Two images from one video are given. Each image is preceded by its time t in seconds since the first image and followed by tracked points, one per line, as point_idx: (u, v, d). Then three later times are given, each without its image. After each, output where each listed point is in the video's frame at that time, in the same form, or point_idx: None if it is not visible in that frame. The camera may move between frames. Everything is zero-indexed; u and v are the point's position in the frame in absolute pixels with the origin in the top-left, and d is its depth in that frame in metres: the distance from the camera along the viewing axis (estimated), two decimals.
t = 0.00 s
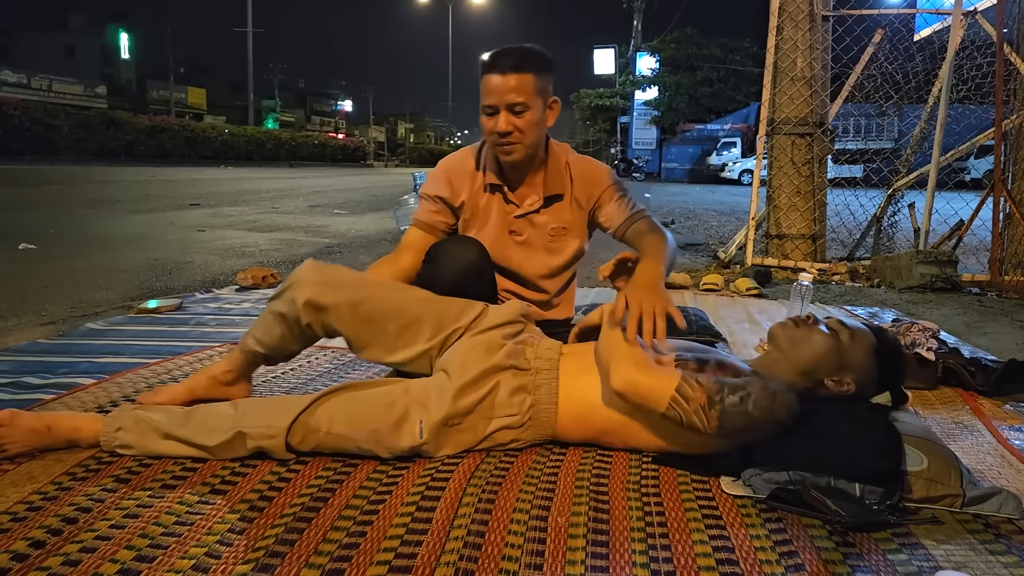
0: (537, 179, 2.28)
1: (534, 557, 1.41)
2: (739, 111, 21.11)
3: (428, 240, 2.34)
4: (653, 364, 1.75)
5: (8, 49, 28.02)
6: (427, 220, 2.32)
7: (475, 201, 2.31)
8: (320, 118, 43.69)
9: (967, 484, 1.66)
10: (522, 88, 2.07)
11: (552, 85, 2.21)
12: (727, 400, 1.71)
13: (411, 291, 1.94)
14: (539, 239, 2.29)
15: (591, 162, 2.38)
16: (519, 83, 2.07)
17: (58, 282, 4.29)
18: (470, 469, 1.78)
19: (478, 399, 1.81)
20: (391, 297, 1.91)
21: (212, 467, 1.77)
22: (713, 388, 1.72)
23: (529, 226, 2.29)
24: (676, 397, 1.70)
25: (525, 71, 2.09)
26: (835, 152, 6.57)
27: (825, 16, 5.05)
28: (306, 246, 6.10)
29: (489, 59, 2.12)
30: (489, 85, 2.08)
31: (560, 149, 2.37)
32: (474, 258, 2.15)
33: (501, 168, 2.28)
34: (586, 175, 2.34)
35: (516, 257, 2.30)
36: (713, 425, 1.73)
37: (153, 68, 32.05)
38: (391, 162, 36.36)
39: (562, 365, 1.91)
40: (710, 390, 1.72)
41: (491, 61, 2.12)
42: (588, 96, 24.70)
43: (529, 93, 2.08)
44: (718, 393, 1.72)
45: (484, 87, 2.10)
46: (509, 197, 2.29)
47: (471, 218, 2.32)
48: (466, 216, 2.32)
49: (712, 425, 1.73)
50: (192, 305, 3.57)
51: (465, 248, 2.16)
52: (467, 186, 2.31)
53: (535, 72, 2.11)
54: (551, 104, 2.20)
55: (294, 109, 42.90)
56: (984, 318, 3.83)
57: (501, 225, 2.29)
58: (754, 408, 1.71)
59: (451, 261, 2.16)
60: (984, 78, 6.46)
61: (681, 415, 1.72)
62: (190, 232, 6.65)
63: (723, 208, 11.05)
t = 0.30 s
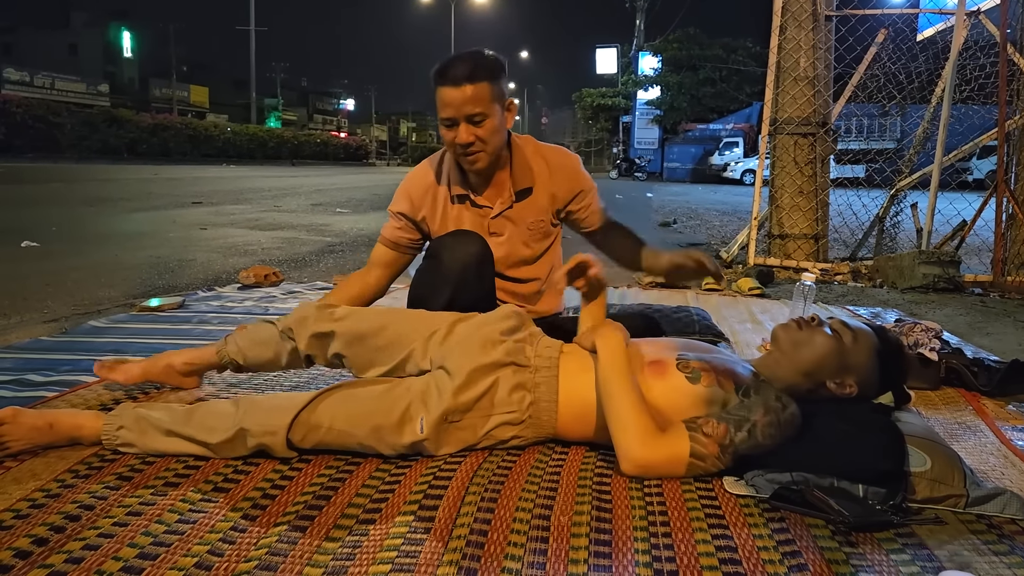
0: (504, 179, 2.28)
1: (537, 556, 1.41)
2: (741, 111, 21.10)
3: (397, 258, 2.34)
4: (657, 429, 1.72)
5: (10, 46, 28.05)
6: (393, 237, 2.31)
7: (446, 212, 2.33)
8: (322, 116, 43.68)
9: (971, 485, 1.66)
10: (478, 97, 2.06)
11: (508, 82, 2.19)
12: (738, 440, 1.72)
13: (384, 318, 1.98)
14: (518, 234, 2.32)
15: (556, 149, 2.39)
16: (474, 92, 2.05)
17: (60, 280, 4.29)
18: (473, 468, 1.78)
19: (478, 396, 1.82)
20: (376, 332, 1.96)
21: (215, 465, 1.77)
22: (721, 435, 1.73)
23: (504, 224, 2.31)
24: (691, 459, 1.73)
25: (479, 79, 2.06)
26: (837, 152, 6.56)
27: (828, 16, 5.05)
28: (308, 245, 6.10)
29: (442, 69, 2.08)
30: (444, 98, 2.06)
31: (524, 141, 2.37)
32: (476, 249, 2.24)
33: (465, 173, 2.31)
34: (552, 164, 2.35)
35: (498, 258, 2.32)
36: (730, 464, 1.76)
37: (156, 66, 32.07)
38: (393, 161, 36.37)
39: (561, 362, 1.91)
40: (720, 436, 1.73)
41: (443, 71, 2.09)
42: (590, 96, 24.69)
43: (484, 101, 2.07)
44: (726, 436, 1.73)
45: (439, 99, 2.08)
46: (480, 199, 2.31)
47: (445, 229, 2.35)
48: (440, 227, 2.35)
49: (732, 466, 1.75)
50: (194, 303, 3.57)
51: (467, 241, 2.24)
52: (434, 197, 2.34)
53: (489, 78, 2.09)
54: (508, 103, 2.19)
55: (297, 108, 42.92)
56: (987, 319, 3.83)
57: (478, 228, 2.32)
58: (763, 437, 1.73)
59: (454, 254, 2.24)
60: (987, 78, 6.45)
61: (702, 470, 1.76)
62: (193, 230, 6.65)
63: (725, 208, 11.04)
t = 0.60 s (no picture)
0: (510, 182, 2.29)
1: (538, 556, 1.41)
2: (743, 111, 21.08)
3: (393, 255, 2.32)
4: (657, 430, 1.72)
5: (13, 45, 28.06)
6: (392, 234, 2.29)
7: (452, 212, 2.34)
8: (324, 116, 43.69)
9: (972, 486, 1.66)
10: (498, 106, 2.01)
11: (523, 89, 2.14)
12: (737, 440, 1.71)
13: (378, 334, 2.05)
14: (520, 237, 2.36)
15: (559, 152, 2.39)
16: (494, 102, 2.00)
17: (62, 278, 4.30)
18: (474, 467, 1.78)
19: (478, 390, 1.83)
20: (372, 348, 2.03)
21: (216, 464, 1.77)
22: (721, 435, 1.71)
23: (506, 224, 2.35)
24: (692, 460, 1.72)
25: (498, 88, 2.00)
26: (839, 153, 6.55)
27: (830, 16, 5.05)
28: (310, 244, 6.10)
29: (460, 74, 2.02)
30: (462, 105, 2.00)
31: (530, 143, 2.36)
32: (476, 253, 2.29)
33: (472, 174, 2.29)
34: (559, 168, 2.36)
35: (498, 257, 2.37)
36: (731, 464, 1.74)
37: (159, 65, 32.08)
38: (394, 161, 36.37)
39: (561, 360, 1.92)
40: (720, 436, 1.71)
41: (461, 76, 2.03)
42: (593, 96, 24.68)
43: (504, 111, 2.02)
44: (725, 436, 1.72)
45: (456, 106, 2.02)
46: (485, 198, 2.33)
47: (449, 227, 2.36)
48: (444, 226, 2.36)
49: (733, 466, 1.74)
50: (196, 302, 3.58)
51: (465, 241, 2.26)
52: (440, 196, 2.33)
53: (507, 87, 2.03)
54: (522, 110, 2.15)
55: (299, 108, 42.92)
56: (989, 320, 3.82)
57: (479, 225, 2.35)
58: (763, 436, 1.72)
59: (453, 253, 2.26)
60: (990, 79, 6.43)
61: (702, 470, 1.74)
62: (195, 229, 6.66)
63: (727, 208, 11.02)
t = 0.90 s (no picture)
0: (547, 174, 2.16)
1: (540, 556, 1.41)
2: (746, 111, 21.06)
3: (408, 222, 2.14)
4: (658, 432, 1.72)
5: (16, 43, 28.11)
6: (417, 202, 2.08)
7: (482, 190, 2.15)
8: (327, 115, 43.71)
9: (974, 487, 1.66)
10: (569, 108, 1.83)
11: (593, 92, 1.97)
12: (739, 440, 1.70)
13: (379, 333, 2.07)
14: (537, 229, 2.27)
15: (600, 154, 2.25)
16: (569, 105, 1.82)
17: (64, 277, 4.30)
18: (477, 467, 1.78)
19: (481, 389, 1.84)
20: (373, 346, 2.05)
21: (220, 462, 1.78)
22: (722, 436, 1.70)
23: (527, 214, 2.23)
24: (693, 461, 1.71)
25: (576, 91, 1.83)
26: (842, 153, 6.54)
27: (833, 16, 5.04)
28: (312, 243, 6.10)
29: (537, 65, 1.83)
30: (533, 99, 1.82)
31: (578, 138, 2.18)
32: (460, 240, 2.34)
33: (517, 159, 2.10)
34: (592, 168, 2.22)
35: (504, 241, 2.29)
36: (733, 465, 1.73)
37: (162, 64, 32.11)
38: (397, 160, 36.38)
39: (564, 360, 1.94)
40: (722, 436, 1.71)
41: (540, 69, 1.83)
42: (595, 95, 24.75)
43: (575, 115, 1.86)
44: (727, 436, 1.71)
45: (525, 98, 1.83)
46: (516, 188, 2.17)
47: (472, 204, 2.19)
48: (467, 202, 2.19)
49: (735, 466, 1.73)
50: (199, 301, 3.58)
51: (438, 241, 2.33)
52: (476, 169, 2.12)
53: (584, 90, 1.86)
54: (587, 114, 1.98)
55: (302, 106, 42.95)
56: (992, 321, 3.81)
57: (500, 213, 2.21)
58: (765, 437, 1.71)
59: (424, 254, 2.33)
60: (994, 79, 6.41)
61: (704, 471, 1.73)
62: (197, 227, 6.66)
63: (729, 208, 11.01)
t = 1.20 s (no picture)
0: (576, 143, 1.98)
1: (543, 556, 1.41)
2: (748, 111, 21.04)
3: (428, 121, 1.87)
4: (660, 431, 1.72)
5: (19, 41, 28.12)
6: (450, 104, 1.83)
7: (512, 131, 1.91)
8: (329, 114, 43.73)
9: (978, 489, 1.65)
10: (644, 79, 1.70)
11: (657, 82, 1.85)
12: (741, 440, 1.70)
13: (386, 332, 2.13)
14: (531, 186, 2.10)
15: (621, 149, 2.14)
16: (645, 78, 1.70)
17: (67, 275, 4.30)
18: (480, 466, 1.78)
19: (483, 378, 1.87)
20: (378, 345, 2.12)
21: (223, 460, 1.78)
22: (724, 435, 1.70)
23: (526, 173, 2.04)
24: (694, 460, 1.71)
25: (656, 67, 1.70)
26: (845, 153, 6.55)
27: (836, 17, 5.04)
28: (315, 242, 6.10)
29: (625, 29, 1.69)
30: (616, 59, 1.67)
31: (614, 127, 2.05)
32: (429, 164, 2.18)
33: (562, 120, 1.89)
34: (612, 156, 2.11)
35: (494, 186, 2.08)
36: (736, 465, 1.72)
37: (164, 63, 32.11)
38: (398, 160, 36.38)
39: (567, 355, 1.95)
40: (723, 436, 1.70)
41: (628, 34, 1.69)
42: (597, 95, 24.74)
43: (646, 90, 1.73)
44: (729, 436, 1.70)
45: (607, 56, 1.68)
46: (540, 143, 1.96)
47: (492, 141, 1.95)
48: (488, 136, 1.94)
49: (737, 467, 1.72)
50: (201, 300, 3.58)
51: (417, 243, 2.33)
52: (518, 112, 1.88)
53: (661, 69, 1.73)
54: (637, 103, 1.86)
55: (303, 105, 42.96)
56: (995, 322, 3.80)
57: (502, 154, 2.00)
58: (767, 437, 1.70)
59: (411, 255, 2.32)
60: (996, 80, 6.41)
61: (705, 471, 1.73)
62: (200, 226, 6.66)
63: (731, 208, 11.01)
